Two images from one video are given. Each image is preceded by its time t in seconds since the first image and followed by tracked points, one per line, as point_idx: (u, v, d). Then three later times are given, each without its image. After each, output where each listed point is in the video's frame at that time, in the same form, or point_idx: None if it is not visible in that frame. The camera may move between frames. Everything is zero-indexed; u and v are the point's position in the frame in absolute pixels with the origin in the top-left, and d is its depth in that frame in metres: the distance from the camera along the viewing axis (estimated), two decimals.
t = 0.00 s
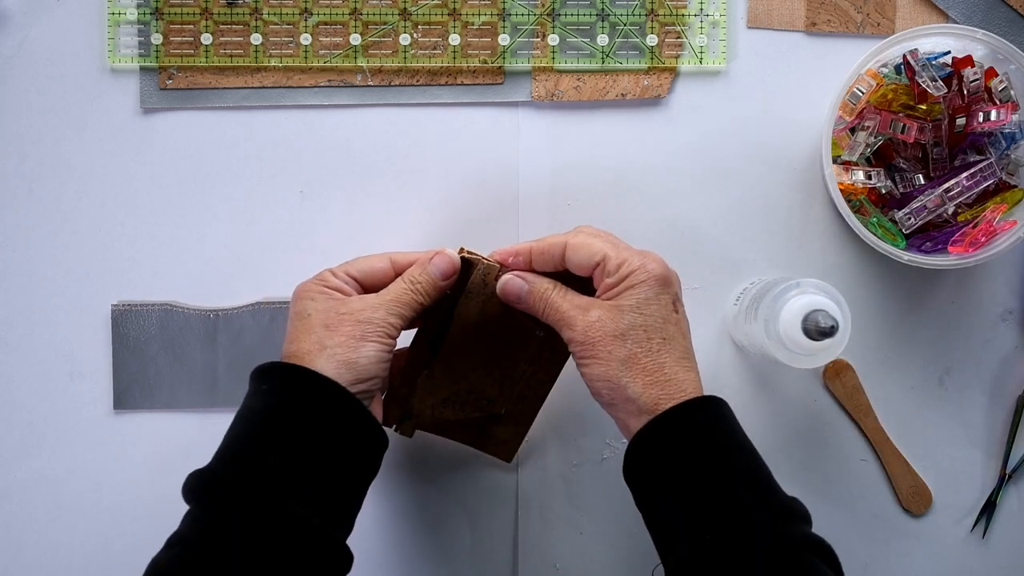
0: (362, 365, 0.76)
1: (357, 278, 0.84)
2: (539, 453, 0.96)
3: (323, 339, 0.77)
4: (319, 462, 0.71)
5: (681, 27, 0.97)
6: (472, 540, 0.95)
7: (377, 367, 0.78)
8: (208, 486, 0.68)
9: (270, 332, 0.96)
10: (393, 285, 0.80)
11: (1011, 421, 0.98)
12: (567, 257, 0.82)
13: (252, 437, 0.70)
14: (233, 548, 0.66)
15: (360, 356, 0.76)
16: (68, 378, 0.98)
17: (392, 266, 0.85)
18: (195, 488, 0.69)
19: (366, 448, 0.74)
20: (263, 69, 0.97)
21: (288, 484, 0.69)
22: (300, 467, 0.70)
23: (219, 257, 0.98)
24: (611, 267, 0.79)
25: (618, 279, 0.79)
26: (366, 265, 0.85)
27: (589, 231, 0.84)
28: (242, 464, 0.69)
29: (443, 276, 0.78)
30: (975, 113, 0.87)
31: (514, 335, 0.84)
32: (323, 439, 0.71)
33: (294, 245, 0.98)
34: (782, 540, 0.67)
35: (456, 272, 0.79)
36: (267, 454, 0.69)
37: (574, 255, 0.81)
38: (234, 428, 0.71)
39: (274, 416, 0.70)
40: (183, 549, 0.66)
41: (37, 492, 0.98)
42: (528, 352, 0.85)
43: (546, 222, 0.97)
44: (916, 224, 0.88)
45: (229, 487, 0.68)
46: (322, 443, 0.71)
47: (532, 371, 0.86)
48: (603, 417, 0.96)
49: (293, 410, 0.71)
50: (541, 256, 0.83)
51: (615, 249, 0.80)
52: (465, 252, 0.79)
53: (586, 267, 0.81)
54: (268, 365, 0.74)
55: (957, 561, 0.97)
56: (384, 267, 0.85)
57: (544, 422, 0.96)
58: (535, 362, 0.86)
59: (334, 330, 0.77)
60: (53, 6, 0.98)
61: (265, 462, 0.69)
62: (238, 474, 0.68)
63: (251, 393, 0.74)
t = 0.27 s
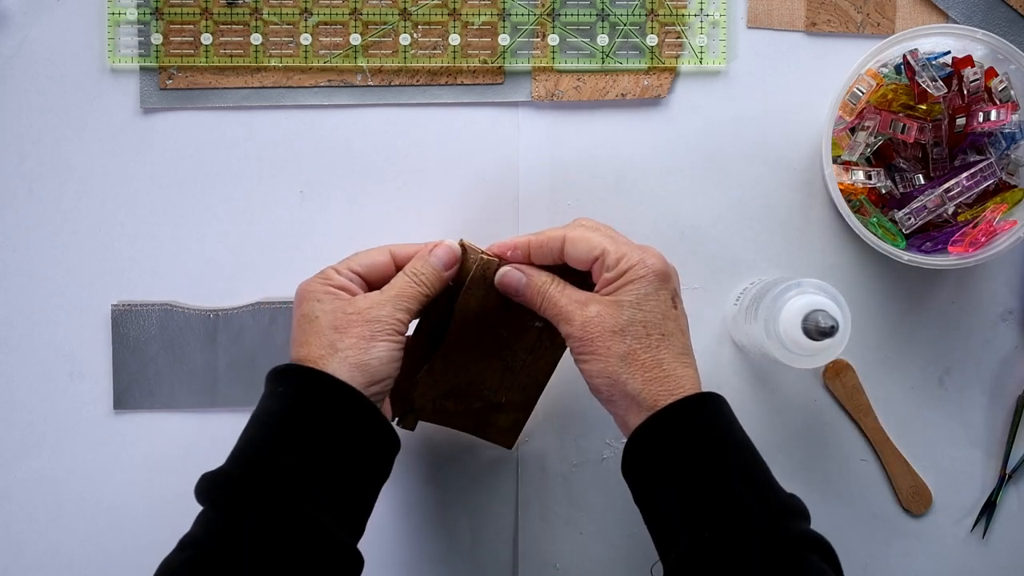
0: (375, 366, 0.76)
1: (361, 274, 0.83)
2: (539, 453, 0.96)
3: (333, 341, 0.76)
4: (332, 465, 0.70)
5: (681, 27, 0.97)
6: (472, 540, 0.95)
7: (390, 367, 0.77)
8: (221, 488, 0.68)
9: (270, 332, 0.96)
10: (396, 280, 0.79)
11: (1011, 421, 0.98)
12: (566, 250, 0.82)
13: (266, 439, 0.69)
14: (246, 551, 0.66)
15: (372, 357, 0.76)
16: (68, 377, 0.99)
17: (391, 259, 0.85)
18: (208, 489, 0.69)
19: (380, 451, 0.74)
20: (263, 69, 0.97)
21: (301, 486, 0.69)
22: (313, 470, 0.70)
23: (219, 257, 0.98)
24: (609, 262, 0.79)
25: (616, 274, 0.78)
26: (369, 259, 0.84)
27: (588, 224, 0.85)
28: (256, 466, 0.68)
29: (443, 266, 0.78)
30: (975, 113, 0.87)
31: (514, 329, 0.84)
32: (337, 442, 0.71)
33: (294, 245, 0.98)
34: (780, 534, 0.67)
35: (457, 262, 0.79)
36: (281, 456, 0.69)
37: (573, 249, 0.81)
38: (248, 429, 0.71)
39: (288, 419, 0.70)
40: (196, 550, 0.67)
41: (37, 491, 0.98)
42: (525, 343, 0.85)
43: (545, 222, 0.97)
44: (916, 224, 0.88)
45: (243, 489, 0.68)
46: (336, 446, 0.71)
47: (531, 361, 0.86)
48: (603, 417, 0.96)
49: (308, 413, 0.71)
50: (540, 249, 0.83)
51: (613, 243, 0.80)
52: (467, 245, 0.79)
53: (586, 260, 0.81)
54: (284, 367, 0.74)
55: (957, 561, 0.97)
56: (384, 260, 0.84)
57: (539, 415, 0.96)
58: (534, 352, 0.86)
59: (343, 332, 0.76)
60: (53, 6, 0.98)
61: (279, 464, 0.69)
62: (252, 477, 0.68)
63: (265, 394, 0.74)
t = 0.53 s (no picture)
0: (402, 389, 0.75)
1: (371, 286, 0.83)
2: (539, 452, 0.96)
3: (356, 366, 0.75)
4: (357, 489, 0.70)
5: (681, 27, 0.97)
6: (472, 540, 0.95)
7: (417, 387, 0.76)
8: (248, 506, 0.69)
9: (270, 332, 0.96)
10: (407, 292, 0.77)
11: (1010, 420, 0.98)
12: (562, 245, 0.83)
13: (293, 459, 0.70)
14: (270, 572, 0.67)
15: (397, 380, 0.75)
16: (68, 377, 0.98)
17: (398, 266, 0.85)
18: (235, 506, 0.69)
19: (406, 477, 0.73)
20: (264, 69, 0.97)
21: (326, 509, 0.69)
22: (338, 493, 0.70)
23: (219, 257, 0.98)
24: (600, 260, 0.79)
25: (606, 273, 0.78)
26: (375, 270, 0.83)
27: (586, 220, 0.85)
28: (283, 486, 0.69)
29: (454, 270, 0.77)
30: (975, 113, 0.87)
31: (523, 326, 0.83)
32: (362, 466, 0.70)
33: (294, 245, 0.98)
34: (769, 534, 0.68)
35: (466, 265, 0.78)
36: (308, 478, 0.69)
37: (568, 243, 0.82)
38: (276, 448, 0.72)
39: (315, 441, 0.70)
40: (219, 568, 0.67)
41: (37, 491, 0.98)
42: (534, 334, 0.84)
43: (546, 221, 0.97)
44: (916, 224, 0.88)
45: (269, 508, 0.68)
46: (361, 470, 0.70)
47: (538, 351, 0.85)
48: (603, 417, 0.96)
49: (335, 436, 0.70)
50: (538, 245, 0.85)
51: (605, 242, 0.80)
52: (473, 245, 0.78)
53: (580, 256, 0.81)
54: (313, 386, 0.74)
55: (957, 561, 0.97)
56: (390, 268, 0.84)
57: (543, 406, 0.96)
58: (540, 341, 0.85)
59: (365, 356, 0.75)
60: (52, 6, 0.98)
61: (306, 486, 0.69)
62: (278, 497, 0.69)
63: (295, 414, 0.74)
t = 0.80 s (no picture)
0: (403, 399, 0.75)
1: (377, 292, 0.83)
2: (539, 452, 0.96)
3: (358, 377, 0.75)
4: (362, 498, 0.71)
5: (681, 27, 0.97)
6: (472, 540, 0.95)
7: (418, 397, 0.76)
8: (251, 514, 0.68)
9: (270, 332, 0.96)
10: (406, 299, 0.77)
11: (1010, 420, 0.98)
12: (565, 243, 0.83)
13: (298, 468, 0.70)
14: None
15: (398, 392, 0.75)
16: (68, 377, 0.98)
17: (403, 270, 0.84)
18: (237, 514, 0.69)
19: (410, 489, 0.74)
20: (264, 69, 0.97)
21: (332, 518, 0.70)
22: (343, 502, 0.70)
23: (219, 257, 0.98)
24: (600, 260, 0.79)
25: (605, 272, 0.78)
26: (380, 274, 0.83)
27: (591, 219, 0.85)
28: (289, 495, 0.69)
29: (450, 276, 0.76)
30: (975, 113, 0.87)
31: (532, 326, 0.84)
32: (367, 476, 0.71)
33: (294, 245, 0.98)
34: (765, 535, 0.67)
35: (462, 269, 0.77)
36: (313, 487, 0.70)
37: (570, 242, 0.82)
38: (279, 457, 0.72)
39: (321, 450, 0.71)
40: None
41: (37, 491, 0.98)
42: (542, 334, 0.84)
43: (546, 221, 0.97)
44: (916, 224, 0.88)
45: (274, 516, 0.68)
46: (366, 480, 0.71)
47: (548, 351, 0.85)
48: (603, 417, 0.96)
49: (341, 445, 0.71)
50: (542, 244, 0.85)
51: (607, 242, 0.80)
52: (470, 247, 0.79)
53: (582, 255, 0.81)
54: (316, 395, 0.75)
55: (957, 561, 0.97)
56: (395, 272, 0.84)
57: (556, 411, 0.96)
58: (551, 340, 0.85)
59: (367, 367, 0.75)
60: (53, 6, 0.98)
61: (311, 495, 0.70)
62: (283, 505, 0.69)
63: (298, 422, 0.75)
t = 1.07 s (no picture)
0: (404, 399, 0.75)
1: (374, 295, 0.83)
2: (539, 452, 0.96)
3: (358, 376, 0.75)
4: (364, 498, 0.71)
5: (681, 27, 0.97)
6: (472, 540, 0.95)
7: (418, 396, 0.76)
8: (253, 513, 0.69)
9: (270, 332, 0.96)
10: (409, 302, 0.78)
11: (1010, 420, 0.98)
12: (561, 244, 0.83)
13: (299, 467, 0.70)
14: None
15: (398, 391, 0.75)
16: (68, 377, 0.98)
17: (401, 275, 0.85)
18: (239, 514, 0.69)
19: (412, 488, 0.74)
20: (264, 69, 0.97)
21: (333, 518, 0.70)
22: (344, 502, 0.70)
23: (220, 257, 0.98)
24: (598, 259, 0.79)
25: (601, 272, 0.78)
26: (377, 278, 0.84)
27: (585, 220, 0.85)
28: (290, 495, 0.69)
29: (455, 281, 0.77)
30: (975, 113, 0.87)
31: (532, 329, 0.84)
32: (369, 476, 0.71)
33: (294, 245, 0.98)
34: (765, 535, 0.68)
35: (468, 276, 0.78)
36: (314, 486, 0.70)
37: (565, 244, 0.82)
38: (281, 456, 0.72)
39: (324, 451, 0.71)
40: None
41: (37, 491, 0.98)
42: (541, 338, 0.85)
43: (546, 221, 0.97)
44: (916, 224, 0.88)
45: (276, 516, 0.68)
46: (367, 480, 0.71)
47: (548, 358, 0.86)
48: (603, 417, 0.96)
49: (342, 445, 0.71)
50: (538, 246, 0.85)
51: (604, 241, 0.80)
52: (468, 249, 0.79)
53: (578, 255, 0.82)
54: (316, 394, 0.75)
55: (957, 561, 0.97)
56: (392, 276, 0.84)
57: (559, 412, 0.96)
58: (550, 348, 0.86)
59: (367, 366, 0.75)
60: (52, 6, 0.98)
61: (313, 494, 0.69)
62: (285, 505, 0.69)
63: (300, 421, 0.74)
